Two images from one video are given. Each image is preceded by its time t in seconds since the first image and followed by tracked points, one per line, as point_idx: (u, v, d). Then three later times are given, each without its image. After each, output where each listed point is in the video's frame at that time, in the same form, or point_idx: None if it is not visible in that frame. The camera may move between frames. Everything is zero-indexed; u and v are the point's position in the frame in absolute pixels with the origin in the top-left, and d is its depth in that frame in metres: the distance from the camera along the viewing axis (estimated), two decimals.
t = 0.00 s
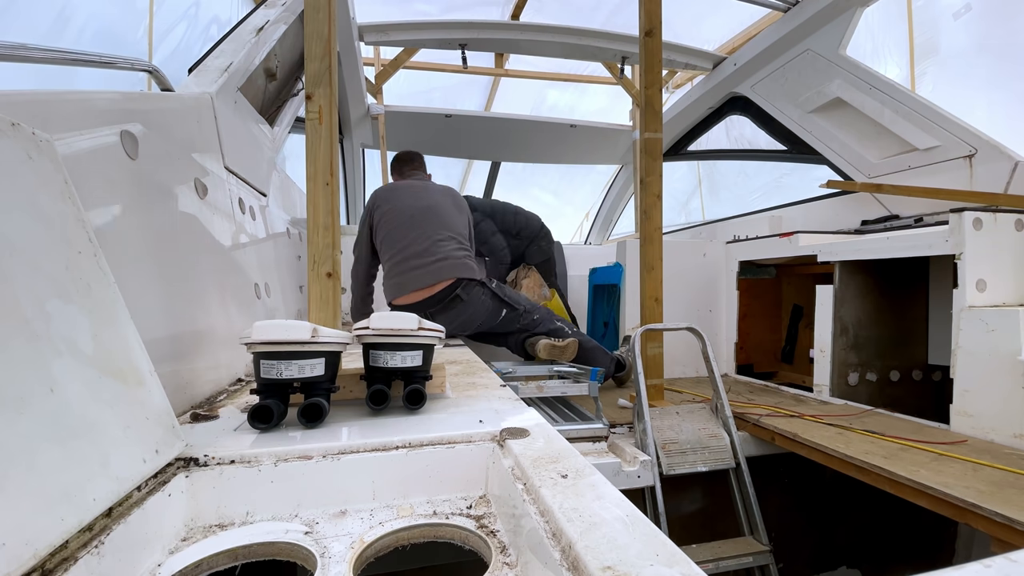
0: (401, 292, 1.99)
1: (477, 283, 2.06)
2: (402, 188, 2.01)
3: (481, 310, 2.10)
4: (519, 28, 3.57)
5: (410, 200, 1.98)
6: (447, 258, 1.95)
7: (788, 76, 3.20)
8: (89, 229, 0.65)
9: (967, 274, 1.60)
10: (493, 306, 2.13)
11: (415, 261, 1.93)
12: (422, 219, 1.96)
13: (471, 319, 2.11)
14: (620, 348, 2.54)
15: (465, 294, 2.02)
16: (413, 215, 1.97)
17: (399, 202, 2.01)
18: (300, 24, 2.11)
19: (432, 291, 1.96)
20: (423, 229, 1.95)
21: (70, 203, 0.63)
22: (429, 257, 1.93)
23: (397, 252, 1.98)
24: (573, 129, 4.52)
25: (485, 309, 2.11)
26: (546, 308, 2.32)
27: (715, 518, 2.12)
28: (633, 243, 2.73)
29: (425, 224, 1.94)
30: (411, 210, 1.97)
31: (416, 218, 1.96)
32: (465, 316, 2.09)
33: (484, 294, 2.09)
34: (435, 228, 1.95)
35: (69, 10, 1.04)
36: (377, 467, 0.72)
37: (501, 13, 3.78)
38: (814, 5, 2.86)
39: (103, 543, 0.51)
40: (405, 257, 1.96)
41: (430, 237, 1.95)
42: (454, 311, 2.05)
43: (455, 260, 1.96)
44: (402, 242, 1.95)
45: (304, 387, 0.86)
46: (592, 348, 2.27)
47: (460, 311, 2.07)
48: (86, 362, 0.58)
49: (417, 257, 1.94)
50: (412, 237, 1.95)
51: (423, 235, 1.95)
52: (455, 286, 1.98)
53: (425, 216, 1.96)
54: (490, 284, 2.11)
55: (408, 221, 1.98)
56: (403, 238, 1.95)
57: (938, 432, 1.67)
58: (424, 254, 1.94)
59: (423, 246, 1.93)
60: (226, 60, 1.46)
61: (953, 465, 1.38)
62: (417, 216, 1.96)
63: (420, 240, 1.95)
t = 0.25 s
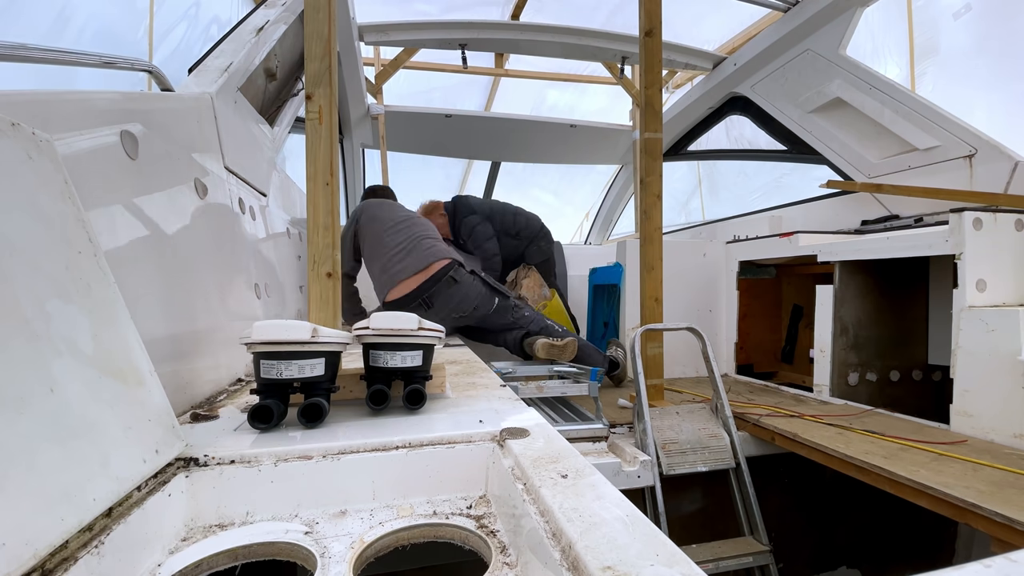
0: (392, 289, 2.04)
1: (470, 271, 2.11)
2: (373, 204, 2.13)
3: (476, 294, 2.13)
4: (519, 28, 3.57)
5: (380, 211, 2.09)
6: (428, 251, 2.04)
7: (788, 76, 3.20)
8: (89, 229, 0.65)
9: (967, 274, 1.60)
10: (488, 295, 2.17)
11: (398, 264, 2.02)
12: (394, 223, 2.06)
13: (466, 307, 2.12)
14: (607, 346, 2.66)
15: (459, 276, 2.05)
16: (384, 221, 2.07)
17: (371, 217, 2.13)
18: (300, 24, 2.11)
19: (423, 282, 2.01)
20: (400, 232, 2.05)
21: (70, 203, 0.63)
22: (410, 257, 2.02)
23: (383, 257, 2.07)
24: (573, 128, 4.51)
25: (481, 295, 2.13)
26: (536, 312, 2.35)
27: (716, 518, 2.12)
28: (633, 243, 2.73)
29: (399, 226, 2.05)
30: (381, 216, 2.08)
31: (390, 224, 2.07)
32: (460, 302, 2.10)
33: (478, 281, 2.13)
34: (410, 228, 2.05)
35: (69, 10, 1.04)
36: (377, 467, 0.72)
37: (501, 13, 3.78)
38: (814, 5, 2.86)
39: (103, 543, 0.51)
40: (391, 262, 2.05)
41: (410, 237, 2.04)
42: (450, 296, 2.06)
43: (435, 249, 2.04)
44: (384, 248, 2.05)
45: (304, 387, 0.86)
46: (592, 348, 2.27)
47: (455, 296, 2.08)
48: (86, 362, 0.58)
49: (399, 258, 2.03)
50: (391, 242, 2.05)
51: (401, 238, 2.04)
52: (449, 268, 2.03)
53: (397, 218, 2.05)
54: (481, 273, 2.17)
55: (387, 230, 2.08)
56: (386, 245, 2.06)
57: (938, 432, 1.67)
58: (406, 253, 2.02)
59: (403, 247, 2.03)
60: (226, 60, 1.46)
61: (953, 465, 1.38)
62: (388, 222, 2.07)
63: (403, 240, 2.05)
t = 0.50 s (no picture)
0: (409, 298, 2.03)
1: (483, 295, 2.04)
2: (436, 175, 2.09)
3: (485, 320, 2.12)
4: (519, 28, 3.57)
5: (442, 187, 2.03)
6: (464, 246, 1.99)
7: (788, 75, 3.20)
8: (89, 229, 0.65)
9: (966, 274, 1.60)
10: (497, 316, 2.12)
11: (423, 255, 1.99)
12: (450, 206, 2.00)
13: (475, 328, 2.12)
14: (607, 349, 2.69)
15: (469, 308, 2.02)
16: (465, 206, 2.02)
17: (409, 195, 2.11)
18: (300, 24, 2.11)
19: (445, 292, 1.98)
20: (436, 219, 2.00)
21: (70, 203, 0.63)
22: (444, 246, 1.97)
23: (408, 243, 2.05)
24: (573, 129, 4.51)
25: (489, 320, 2.10)
26: (547, 308, 2.30)
27: (715, 518, 2.12)
28: (633, 242, 2.73)
29: (442, 213, 1.99)
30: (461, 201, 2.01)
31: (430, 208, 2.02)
32: (469, 328, 2.10)
33: (489, 305, 2.08)
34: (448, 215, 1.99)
35: (69, 10, 1.05)
36: (377, 467, 0.72)
37: (501, 13, 3.78)
38: (814, 5, 2.86)
39: (103, 543, 0.51)
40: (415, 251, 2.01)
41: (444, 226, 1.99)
42: (458, 322, 2.06)
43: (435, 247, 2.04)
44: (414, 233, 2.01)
45: (304, 387, 0.86)
46: (591, 348, 2.27)
47: (464, 321, 2.07)
48: (86, 362, 0.58)
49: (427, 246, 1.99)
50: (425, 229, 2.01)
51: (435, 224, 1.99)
52: (462, 296, 1.97)
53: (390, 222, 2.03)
54: (495, 295, 2.09)
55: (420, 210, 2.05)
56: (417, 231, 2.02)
57: (938, 432, 1.67)
58: (437, 243, 1.98)
59: (437, 236, 1.98)
60: (226, 60, 1.46)
61: (953, 465, 1.38)
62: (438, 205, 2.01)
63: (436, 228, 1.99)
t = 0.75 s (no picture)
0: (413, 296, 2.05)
1: (478, 284, 2.07)
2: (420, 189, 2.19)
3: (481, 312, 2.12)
4: (519, 28, 3.57)
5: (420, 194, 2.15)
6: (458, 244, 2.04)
7: (788, 75, 3.20)
8: (90, 228, 0.65)
9: (967, 274, 1.60)
10: (493, 307, 2.13)
11: (418, 253, 2.01)
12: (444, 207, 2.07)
13: (472, 321, 2.13)
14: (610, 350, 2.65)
15: (465, 296, 2.04)
16: (454, 207, 2.09)
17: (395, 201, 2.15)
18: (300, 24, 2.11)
19: (440, 285, 2.00)
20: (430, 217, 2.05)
21: (70, 203, 0.63)
22: (438, 244, 2.01)
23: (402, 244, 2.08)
24: (573, 129, 4.51)
25: (486, 310, 2.11)
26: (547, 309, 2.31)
27: (715, 518, 2.12)
28: (633, 243, 2.73)
29: (437, 212, 2.05)
30: (451, 202, 2.10)
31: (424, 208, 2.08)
32: (465, 318, 2.11)
33: (485, 295, 2.10)
34: (442, 214, 2.05)
35: (69, 10, 1.05)
36: (377, 467, 0.72)
37: (501, 13, 3.78)
38: (814, 5, 2.86)
39: (103, 543, 0.51)
40: (410, 250, 2.03)
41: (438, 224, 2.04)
42: (455, 311, 2.07)
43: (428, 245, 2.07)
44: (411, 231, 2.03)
45: (304, 387, 0.86)
46: (591, 348, 2.27)
47: (461, 312, 2.09)
48: (86, 362, 0.58)
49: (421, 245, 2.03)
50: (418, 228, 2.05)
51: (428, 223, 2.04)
52: (456, 286, 2.02)
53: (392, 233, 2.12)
54: (490, 285, 2.11)
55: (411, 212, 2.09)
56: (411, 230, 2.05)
57: (938, 432, 1.67)
58: (433, 242, 2.02)
59: (432, 234, 2.02)
60: (226, 60, 1.46)
61: (953, 465, 1.38)
62: (433, 206, 2.08)
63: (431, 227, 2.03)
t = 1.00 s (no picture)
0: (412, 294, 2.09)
1: (477, 283, 2.08)
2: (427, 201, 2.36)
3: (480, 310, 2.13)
4: (519, 28, 3.57)
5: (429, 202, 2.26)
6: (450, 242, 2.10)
7: (788, 75, 3.20)
8: (90, 229, 0.65)
9: (967, 274, 1.60)
10: (493, 305, 2.13)
11: (412, 253, 2.11)
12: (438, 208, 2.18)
13: (471, 318, 2.12)
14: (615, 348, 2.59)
15: (463, 293, 2.05)
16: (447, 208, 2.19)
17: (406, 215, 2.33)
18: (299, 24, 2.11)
19: (435, 283, 2.02)
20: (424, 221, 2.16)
21: (70, 203, 0.63)
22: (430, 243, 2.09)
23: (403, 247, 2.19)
24: (573, 129, 4.51)
25: (485, 309, 2.11)
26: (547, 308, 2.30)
27: (716, 518, 2.12)
28: (633, 243, 2.73)
29: (430, 213, 2.16)
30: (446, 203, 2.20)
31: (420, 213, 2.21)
32: (464, 317, 2.11)
33: (484, 293, 2.10)
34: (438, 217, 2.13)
35: (70, 10, 1.05)
36: (377, 467, 0.72)
37: (501, 13, 3.78)
38: (814, 5, 2.86)
39: (103, 543, 0.51)
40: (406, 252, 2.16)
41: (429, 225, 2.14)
42: (454, 309, 2.08)
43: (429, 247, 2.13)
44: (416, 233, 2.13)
45: (304, 387, 0.86)
46: (591, 348, 2.27)
47: (460, 310, 2.09)
48: (86, 362, 0.58)
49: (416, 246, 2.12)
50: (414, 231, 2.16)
51: (423, 225, 2.15)
52: (455, 283, 2.02)
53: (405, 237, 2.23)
54: (490, 284, 2.12)
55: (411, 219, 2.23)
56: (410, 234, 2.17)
57: (938, 432, 1.67)
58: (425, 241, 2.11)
59: (424, 234, 2.11)
60: (226, 60, 1.46)
61: (953, 465, 1.38)
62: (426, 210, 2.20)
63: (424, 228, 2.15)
